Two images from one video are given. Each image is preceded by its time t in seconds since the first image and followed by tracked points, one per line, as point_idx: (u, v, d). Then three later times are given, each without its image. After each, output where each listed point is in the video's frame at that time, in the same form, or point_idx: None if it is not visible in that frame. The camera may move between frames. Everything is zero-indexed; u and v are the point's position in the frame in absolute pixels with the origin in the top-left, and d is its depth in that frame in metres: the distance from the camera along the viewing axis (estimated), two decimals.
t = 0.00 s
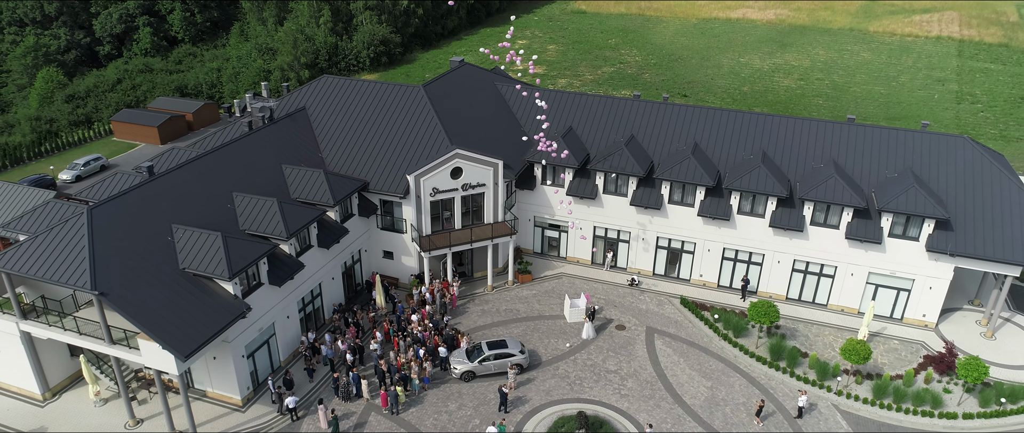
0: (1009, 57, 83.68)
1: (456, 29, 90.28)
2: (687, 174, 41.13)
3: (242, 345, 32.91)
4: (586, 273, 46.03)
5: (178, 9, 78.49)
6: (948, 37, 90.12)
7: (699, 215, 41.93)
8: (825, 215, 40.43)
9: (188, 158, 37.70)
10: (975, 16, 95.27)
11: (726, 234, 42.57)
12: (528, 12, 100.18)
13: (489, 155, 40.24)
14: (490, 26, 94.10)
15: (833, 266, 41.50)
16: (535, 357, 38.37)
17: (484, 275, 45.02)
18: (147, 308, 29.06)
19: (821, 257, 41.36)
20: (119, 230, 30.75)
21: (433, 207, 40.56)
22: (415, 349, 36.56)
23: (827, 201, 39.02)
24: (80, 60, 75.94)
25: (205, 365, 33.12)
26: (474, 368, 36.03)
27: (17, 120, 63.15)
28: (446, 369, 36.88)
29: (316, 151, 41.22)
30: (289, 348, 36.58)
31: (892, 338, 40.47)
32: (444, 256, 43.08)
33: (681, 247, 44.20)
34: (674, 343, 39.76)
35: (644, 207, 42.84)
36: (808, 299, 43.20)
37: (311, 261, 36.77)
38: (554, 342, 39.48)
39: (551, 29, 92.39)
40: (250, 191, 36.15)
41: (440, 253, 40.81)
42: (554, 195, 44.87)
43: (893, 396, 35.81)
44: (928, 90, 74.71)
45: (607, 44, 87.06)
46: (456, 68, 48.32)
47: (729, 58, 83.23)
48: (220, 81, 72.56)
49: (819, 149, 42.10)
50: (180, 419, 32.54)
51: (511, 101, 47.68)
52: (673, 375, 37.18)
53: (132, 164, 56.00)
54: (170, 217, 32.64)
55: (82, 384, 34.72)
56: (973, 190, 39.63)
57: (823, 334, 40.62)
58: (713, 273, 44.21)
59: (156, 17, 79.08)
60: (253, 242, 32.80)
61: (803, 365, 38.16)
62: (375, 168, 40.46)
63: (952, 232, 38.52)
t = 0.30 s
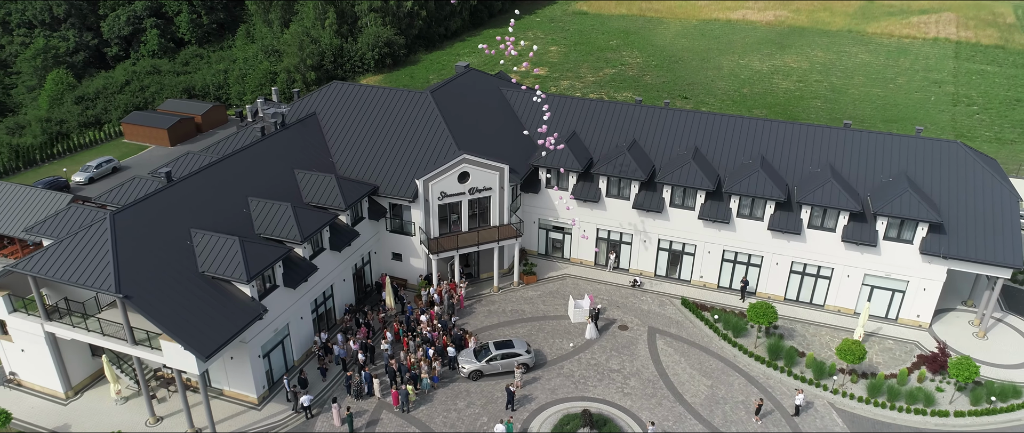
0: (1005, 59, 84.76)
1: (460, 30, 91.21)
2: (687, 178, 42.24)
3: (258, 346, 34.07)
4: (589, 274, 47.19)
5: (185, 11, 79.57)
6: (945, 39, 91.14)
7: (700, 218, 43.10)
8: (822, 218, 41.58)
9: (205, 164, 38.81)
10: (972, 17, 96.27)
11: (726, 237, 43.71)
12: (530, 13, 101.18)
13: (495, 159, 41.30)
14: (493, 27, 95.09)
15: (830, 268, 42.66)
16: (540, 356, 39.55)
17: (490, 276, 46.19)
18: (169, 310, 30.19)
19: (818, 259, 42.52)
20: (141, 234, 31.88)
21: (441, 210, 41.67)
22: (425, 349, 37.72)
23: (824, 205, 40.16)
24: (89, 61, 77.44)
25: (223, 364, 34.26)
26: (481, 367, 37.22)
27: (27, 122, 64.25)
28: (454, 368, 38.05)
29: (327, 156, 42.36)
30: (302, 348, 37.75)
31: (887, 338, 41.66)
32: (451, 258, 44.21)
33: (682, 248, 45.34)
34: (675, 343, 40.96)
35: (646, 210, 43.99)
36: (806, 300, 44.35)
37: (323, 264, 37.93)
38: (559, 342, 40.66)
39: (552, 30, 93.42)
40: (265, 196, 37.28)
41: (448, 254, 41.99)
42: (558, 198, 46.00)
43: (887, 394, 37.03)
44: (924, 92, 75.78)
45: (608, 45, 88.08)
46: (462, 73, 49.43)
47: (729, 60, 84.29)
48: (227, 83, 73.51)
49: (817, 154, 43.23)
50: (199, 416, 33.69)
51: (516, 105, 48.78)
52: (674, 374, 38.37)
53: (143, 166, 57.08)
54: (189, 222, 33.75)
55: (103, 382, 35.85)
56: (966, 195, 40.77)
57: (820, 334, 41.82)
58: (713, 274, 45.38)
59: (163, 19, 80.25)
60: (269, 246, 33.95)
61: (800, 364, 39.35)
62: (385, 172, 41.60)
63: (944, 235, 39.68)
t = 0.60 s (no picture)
0: (1001, 61, 85.79)
1: (462, 31, 92.04)
2: (688, 182, 43.38)
3: (273, 346, 35.25)
4: (592, 275, 48.41)
5: (192, 14, 80.72)
6: (942, 41, 92.22)
7: (699, 221, 44.28)
8: (819, 221, 42.74)
9: (219, 169, 39.94)
10: (969, 19, 97.30)
11: (726, 239, 44.89)
12: (532, 14, 102.20)
13: (501, 164, 42.39)
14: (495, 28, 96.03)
15: (827, 269, 43.86)
16: (544, 355, 40.76)
17: (495, 277, 47.41)
18: (189, 312, 31.33)
19: (815, 261, 43.72)
20: (160, 238, 33.02)
21: (449, 213, 42.81)
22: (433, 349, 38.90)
23: (820, 209, 41.32)
24: (97, 63, 78.98)
25: (239, 364, 35.44)
26: (488, 366, 38.40)
27: (37, 124, 65.60)
28: (461, 367, 39.24)
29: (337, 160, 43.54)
30: (315, 347, 38.94)
31: (882, 338, 42.87)
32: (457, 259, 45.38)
33: (682, 250, 46.51)
34: (676, 342, 42.16)
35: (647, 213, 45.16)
36: (803, 300, 45.55)
37: (335, 266, 39.10)
38: (562, 342, 41.86)
39: (553, 32, 94.44)
40: (278, 200, 38.45)
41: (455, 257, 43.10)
42: (561, 201, 47.17)
43: (880, 393, 38.25)
44: (921, 94, 76.88)
45: (610, 47, 89.10)
46: (468, 79, 50.56)
47: (729, 62, 85.33)
48: (233, 85, 74.41)
49: (814, 159, 44.38)
50: (216, 414, 34.92)
51: (520, 110, 49.92)
52: (674, 373, 39.56)
53: (154, 168, 58.21)
54: (206, 226, 34.90)
55: (122, 381, 37.07)
56: (958, 199, 41.94)
57: (816, 334, 43.03)
58: (712, 275, 46.57)
59: (170, 21, 81.37)
60: (283, 250, 35.11)
61: (797, 364, 40.55)
62: (394, 177, 42.77)
63: (937, 238, 40.85)
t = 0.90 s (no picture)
0: (996, 62, 86.95)
1: (465, 32, 93.05)
2: (686, 185, 44.59)
3: (286, 346, 36.49)
4: (593, 276, 49.68)
5: (198, 16, 81.93)
6: (938, 42, 93.42)
7: (698, 223, 45.53)
8: (814, 224, 43.98)
9: (232, 174, 41.14)
10: (966, 20, 98.40)
11: (723, 241, 46.14)
12: (533, 15, 103.24)
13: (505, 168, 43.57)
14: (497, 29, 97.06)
15: (822, 271, 45.12)
16: (548, 355, 42.03)
17: (499, 278, 48.68)
18: (207, 313, 32.53)
19: (810, 263, 44.98)
20: (178, 242, 34.23)
21: (454, 216, 44.02)
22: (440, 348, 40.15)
23: (815, 212, 42.55)
24: (105, 64, 80.24)
25: (253, 363, 36.69)
26: (493, 365, 39.66)
27: (47, 125, 67.67)
28: (467, 366, 40.51)
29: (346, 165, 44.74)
30: (325, 347, 40.18)
31: (875, 338, 44.17)
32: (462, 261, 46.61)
33: (682, 252, 47.75)
34: (675, 342, 43.44)
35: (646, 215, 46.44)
36: (799, 301, 46.82)
37: (344, 268, 40.33)
38: (565, 341, 43.13)
39: (554, 33, 95.50)
40: (290, 204, 39.67)
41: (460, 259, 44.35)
42: (563, 203, 48.39)
43: (873, 391, 39.54)
44: (917, 96, 78.07)
45: (610, 48, 90.17)
46: (472, 84, 51.75)
47: (728, 63, 86.43)
48: (239, 87, 75.16)
49: (809, 163, 45.60)
50: (232, 412, 36.18)
51: (523, 114, 51.13)
52: (674, 372, 40.85)
53: (164, 170, 59.36)
54: (221, 230, 36.11)
55: (140, 379, 38.31)
56: (949, 203, 43.18)
57: (811, 334, 44.32)
58: (711, 276, 47.84)
59: (176, 23, 82.50)
60: (296, 253, 36.32)
61: (793, 363, 41.84)
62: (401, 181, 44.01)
63: (928, 241, 42.12)
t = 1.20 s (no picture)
0: (991, 64, 88.14)
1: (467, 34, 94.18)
2: (685, 189, 45.89)
3: (299, 345, 37.81)
4: (594, 277, 51.03)
5: (204, 18, 83.25)
6: (934, 44, 94.64)
7: (697, 226, 46.85)
8: (809, 227, 45.29)
9: (245, 178, 42.42)
10: (962, 22, 99.47)
11: (721, 243, 47.47)
12: (534, 17, 104.37)
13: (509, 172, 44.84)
14: (499, 31, 98.10)
15: (817, 272, 46.45)
16: (551, 354, 43.39)
17: (503, 279, 50.04)
18: (224, 315, 33.83)
19: (806, 265, 46.29)
20: (195, 246, 35.53)
21: (460, 219, 45.30)
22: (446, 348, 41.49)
23: (809, 215, 43.87)
24: (112, 66, 81.53)
25: (267, 363, 38.00)
26: (498, 364, 41.01)
27: (58, 127, 69.09)
28: (473, 365, 41.85)
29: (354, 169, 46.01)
30: (335, 346, 41.50)
31: (868, 337, 45.54)
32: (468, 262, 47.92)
33: (681, 254, 49.07)
34: (674, 341, 44.80)
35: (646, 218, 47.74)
36: (794, 301, 48.15)
37: (354, 270, 41.65)
38: (568, 341, 44.48)
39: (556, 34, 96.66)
40: (301, 208, 40.99)
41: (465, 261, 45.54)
42: (565, 206, 49.71)
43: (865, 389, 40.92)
44: (912, 98, 79.30)
45: (611, 50, 91.32)
46: (476, 89, 53.02)
47: (727, 65, 87.61)
48: (246, 88, 76.14)
49: (804, 167, 46.89)
50: (246, 409, 37.52)
51: (526, 119, 52.42)
52: (673, 371, 42.22)
53: (174, 172, 60.56)
54: (236, 234, 37.41)
55: (158, 377, 39.67)
56: (940, 207, 44.50)
57: (806, 334, 45.69)
58: (709, 277, 49.17)
59: (183, 25, 83.72)
60: (308, 256, 37.64)
61: (788, 362, 43.20)
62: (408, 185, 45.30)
63: (919, 244, 43.45)
